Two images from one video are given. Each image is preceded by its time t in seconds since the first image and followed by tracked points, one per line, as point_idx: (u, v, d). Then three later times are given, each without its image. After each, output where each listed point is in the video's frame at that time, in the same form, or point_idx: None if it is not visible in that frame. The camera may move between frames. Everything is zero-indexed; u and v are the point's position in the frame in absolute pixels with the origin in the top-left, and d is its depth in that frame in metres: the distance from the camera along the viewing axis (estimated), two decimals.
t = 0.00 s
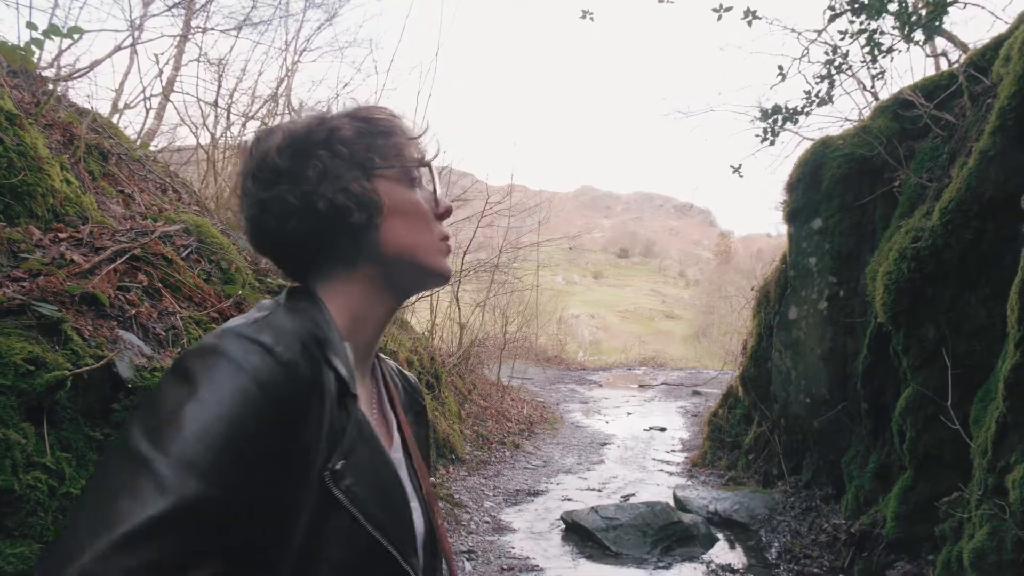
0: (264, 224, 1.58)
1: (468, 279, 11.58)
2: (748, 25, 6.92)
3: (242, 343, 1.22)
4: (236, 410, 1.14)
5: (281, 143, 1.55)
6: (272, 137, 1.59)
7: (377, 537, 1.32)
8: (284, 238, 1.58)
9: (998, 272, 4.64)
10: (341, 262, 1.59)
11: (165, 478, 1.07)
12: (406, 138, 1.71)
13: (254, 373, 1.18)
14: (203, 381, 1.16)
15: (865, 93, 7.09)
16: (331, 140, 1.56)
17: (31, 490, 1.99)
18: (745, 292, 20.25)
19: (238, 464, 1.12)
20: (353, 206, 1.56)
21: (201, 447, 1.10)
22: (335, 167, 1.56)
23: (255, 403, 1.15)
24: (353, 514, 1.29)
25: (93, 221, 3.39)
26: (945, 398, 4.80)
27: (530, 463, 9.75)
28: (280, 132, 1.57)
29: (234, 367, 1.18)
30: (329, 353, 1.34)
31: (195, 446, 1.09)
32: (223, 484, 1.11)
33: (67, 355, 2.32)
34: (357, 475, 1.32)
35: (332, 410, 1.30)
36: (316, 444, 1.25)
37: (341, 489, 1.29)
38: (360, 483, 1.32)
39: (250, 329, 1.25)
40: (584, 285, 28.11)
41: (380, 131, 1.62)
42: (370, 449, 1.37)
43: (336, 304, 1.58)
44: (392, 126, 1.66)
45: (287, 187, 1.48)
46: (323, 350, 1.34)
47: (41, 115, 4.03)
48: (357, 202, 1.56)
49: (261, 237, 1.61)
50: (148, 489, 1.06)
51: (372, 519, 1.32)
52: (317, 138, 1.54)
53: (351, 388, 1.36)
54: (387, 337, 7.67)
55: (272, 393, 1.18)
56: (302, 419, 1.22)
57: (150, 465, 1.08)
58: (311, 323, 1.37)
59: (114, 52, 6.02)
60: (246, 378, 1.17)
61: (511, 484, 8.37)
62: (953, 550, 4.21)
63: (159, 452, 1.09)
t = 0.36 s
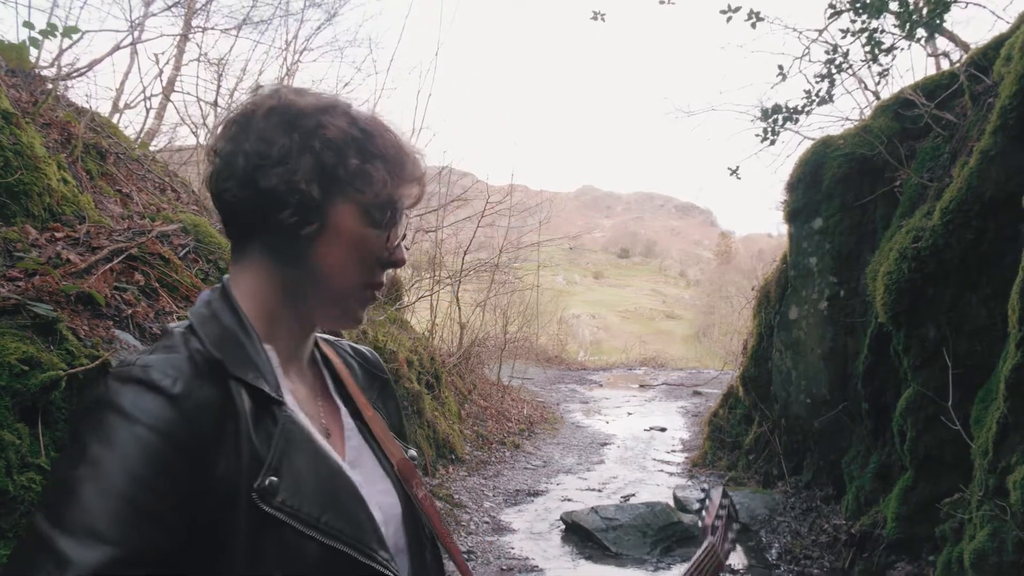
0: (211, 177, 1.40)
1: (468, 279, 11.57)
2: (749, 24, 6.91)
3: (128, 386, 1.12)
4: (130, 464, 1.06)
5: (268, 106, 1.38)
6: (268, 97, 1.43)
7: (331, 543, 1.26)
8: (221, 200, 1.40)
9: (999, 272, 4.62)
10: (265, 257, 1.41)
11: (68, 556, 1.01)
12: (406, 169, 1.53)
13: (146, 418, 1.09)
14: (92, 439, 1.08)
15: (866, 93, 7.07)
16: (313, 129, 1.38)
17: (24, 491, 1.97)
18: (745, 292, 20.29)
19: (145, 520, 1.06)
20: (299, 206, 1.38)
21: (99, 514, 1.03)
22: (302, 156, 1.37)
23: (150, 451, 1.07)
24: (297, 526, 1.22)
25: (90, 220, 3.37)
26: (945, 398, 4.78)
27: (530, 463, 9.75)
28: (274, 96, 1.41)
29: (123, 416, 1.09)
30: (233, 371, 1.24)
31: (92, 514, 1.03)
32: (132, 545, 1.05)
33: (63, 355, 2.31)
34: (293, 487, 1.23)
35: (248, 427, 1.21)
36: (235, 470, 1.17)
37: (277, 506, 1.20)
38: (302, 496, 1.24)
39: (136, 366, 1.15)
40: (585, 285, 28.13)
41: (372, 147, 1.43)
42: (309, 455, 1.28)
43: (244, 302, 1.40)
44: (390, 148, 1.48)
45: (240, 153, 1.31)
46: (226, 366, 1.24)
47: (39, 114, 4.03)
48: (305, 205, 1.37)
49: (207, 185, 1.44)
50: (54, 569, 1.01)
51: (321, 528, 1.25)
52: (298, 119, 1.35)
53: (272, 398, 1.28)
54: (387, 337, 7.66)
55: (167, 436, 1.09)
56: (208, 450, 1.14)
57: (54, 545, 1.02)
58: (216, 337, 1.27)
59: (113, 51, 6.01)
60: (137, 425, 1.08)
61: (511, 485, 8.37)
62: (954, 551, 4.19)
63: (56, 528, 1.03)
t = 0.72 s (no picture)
0: (224, 169, 1.36)
1: (469, 279, 11.54)
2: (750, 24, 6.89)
3: (132, 385, 1.11)
4: (137, 463, 1.05)
5: (293, 111, 1.36)
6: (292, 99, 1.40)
7: (324, 549, 1.28)
8: (231, 195, 1.36)
9: (1000, 272, 4.61)
10: (270, 262, 1.39)
11: (72, 554, 0.98)
12: (412, 192, 1.56)
13: (152, 418, 1.08)
14: (95, 438, 1.06)
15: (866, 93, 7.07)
16: (337, 143, 1.37)
17: (22, 493, 1.96)
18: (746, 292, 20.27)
19: (150, 520, 1.05)
20: (315, 218, 1.38)
21: (105, 513, 1.01)
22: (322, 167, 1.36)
23: (157, 450, 1.06)
24: (292, 532, 1.24)
25: (90, 220, 3.37)
26: (946, 398, 4.77)
27: (531, 463, 9.74)
28: (299, 103, 1.39)
29: (128, 415, 1.08)
30: (236, 375, 1.26)
31: (99, 512, 1.01)
32: (136, 545, 1.03)
33: (62, 356, 2.31)
34: (291, 491, 1.25)
35: (249, 431, 1.23)
36: (237, 473, 1.19)
37: (275, 512, 1.21)
38: (299, 501, 1.25)
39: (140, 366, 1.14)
40: (585, 285, 28.11)
41: (389, 169, 1.44)
42: (306, 459, 1.30)
43: (240, 303, 1.39)
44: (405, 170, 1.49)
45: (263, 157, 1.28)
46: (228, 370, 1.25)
47: (39, 114, 4.02)
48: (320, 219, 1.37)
49: (215, 175, 1.39)
50: (57, 568, 0.98)
51: (316, 533, 1.27)
52: (326, 132, 1.34)
53: (270, 402, 1.30)
54: (388, 337, 7.65)
55: (174, 436, 1.09)
56: (212, 451, 1.15)
57: (54, 545, 0.99)
58: (217, 341, 1.28)
59: (113, 51, 6.01)
60: (143, 424, 1.08)
61: (511, 485, 8.35)
62: (955, 552, 4.17)
63: (58, 526, 1.00)
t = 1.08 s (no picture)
0: (268, 177, 1.42)
1: (470, 279, 11.52)
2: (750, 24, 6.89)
3: (144, 365, 1.12)
4: (142, 441, 1.04)
5: (341, 133, 1.45)
6: (342, 122, 1.49)
7: (316, 546, 1.26)
8: (272, 200, 1.41)
9: (1002, 272, 4.60)
10: (296, 265, 1.42)
11: (68, 523, 0.97)
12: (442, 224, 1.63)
13: (161, 399, 1.09)
14: (105, 413, 1.06)
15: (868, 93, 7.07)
16: (378, 168, 1.44)
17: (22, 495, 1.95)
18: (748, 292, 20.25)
19: (150, 499, 1.04)
20: (348, 232, 1.42)
21: (106, 486, 1.00)
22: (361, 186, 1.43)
23: (162, 431, 1.06)
24: (286, 525, 1.22)
25: (90, 221, 3.36)
26: (948, 398, 4.76)
27: (531, 464, 9.73)
28: (346, 127, 1.47)
29: (139, 394, 1.08)
30: (247, 367, 1.26)
31: (99, 484, 1.00)
32: (134, 523, 1.02)
33: (62, 357, 2.31)
34: (288, 488, 1.24)
35: (252, 423, 1.23)
36: (236, 462, 1.18)
37: (271, 504, 1.21)
38: (294, 497, 1.24)
39: (154, 348, 1.15)
40: (586, 285, 28.09)
41: (422, 196, 1.52)
42: (306, 456, 1.30)
43: (259, 301, 1.38)
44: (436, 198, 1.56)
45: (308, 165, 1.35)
46: (239, 361, 1.25)
47: (39, 115, 4.02)
48: (354, 233, 1.42)
49: (258, 182, 1.45)
50: (50, 535, 0.96)
51: (309, 530, 1.26)
52: (371, 153, 1.42)
53: (276, 398, 1.29)
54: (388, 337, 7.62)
55: (180, 418, 1.09)
56: (215, 438, 1.15)
57: (51, 513, 0.98)
58: (233, 332, 1.28)
59: (114, 52, 6.01)
60: (152, 404, 1.08)
61: (512, 486, 8.34)
62: (956, 553, 4.16)
63: (58, 495, 0.99)
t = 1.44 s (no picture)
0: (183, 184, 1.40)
1: (470, 279, 11.48)
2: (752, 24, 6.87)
3: (73, 407, 1.11)
4: (79, 489, 1.04)
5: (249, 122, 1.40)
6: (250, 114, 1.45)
7: (287, 556, 1.30)
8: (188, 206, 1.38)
9: (1005, 273, 4.58)
10: (220, 266, 1.40)
11: None
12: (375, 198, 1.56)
13: (93, 442, 1.08)
14: (36, 465, 1.05)
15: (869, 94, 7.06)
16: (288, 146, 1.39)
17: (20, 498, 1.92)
18: (749, 293, 20.23)
19: (96, 544, 1.05)
20: (263, 219, 1.38)
21: (48, 540, 1.01)
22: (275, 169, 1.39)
23: (98, 477, 1.06)
24: (251, 540, 1.26)
25: (89, 222, 3.34)
26: (951, 399, 4.73)
27: (532, 464, 9.70)
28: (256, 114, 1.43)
29: (69, 441, 1.07)
30: (187, 389, 1.27)
31: (38, 539, 1.00)
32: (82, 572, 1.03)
33: (60, 359, 2.30)
34: (248, 501, 1.27)
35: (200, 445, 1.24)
36: (186, 488, 1.20)
37: (232, 523, 1.24)
38: (257, 511, 1.27)
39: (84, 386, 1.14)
40: (587, 285, 28.03)
41: (344, 170, 1.47)
42: (266, 469, 1.33)
43: (196, 311, 1.40)
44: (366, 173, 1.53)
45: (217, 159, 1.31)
46: (176, 383, 1.26)
47: (38, 115, 4.00)
48: (270, 221, 1.38)
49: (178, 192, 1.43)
50: None
51: (280, 540, 1.30)
52: (277, 133, 1.38)
53: (227, 413, 1.32)
54: (389, 338, 7.59)
55: (117, 458, 1.08)
56: (158, 469, 1.15)
57: None
58: (169, 354, 1.29)
59: (113, 52, 5.99)
60: (84, 449, 1.07)
61: (513, 486, 8.33)
62: (959, 555, 4.14)
63: None
